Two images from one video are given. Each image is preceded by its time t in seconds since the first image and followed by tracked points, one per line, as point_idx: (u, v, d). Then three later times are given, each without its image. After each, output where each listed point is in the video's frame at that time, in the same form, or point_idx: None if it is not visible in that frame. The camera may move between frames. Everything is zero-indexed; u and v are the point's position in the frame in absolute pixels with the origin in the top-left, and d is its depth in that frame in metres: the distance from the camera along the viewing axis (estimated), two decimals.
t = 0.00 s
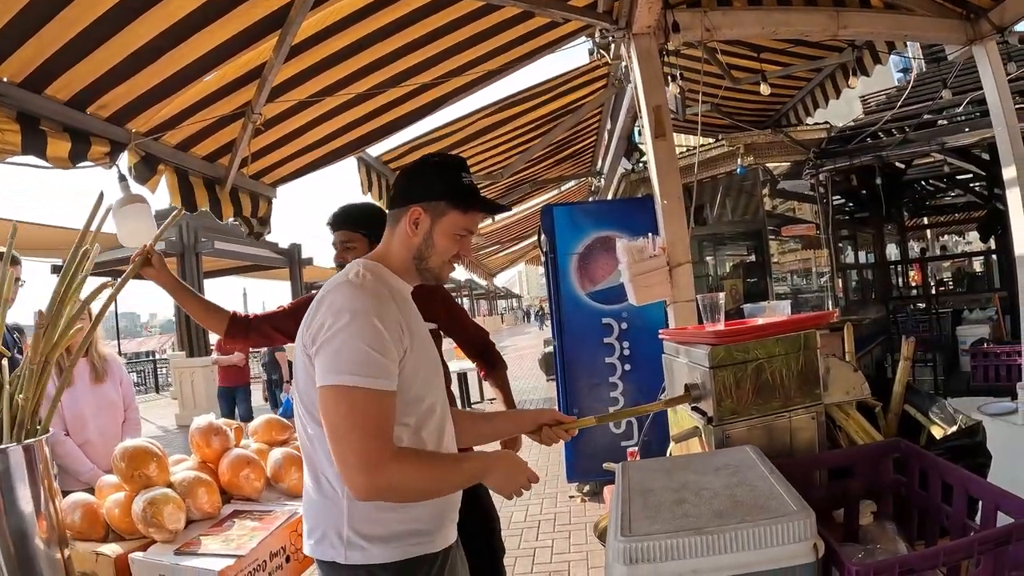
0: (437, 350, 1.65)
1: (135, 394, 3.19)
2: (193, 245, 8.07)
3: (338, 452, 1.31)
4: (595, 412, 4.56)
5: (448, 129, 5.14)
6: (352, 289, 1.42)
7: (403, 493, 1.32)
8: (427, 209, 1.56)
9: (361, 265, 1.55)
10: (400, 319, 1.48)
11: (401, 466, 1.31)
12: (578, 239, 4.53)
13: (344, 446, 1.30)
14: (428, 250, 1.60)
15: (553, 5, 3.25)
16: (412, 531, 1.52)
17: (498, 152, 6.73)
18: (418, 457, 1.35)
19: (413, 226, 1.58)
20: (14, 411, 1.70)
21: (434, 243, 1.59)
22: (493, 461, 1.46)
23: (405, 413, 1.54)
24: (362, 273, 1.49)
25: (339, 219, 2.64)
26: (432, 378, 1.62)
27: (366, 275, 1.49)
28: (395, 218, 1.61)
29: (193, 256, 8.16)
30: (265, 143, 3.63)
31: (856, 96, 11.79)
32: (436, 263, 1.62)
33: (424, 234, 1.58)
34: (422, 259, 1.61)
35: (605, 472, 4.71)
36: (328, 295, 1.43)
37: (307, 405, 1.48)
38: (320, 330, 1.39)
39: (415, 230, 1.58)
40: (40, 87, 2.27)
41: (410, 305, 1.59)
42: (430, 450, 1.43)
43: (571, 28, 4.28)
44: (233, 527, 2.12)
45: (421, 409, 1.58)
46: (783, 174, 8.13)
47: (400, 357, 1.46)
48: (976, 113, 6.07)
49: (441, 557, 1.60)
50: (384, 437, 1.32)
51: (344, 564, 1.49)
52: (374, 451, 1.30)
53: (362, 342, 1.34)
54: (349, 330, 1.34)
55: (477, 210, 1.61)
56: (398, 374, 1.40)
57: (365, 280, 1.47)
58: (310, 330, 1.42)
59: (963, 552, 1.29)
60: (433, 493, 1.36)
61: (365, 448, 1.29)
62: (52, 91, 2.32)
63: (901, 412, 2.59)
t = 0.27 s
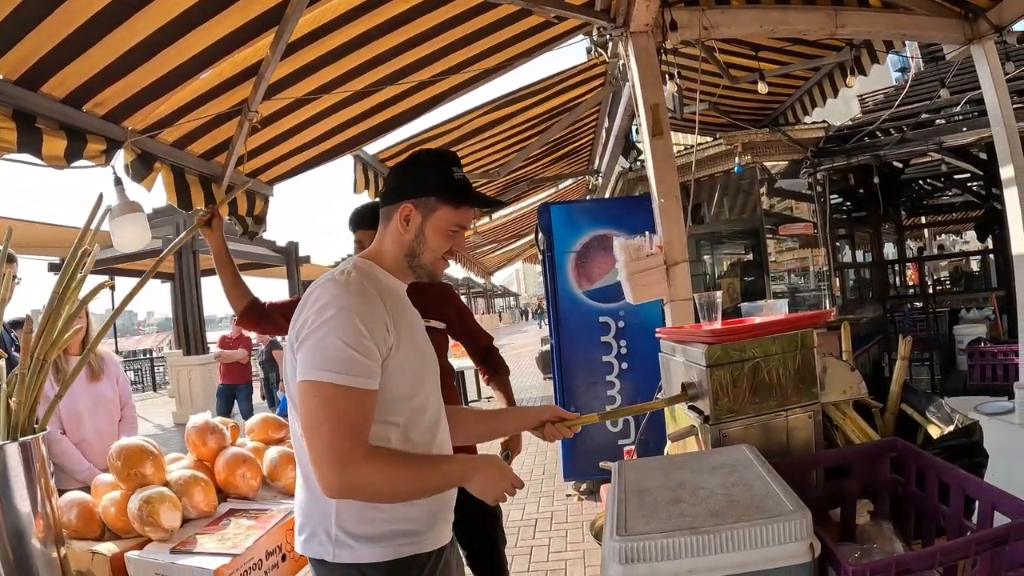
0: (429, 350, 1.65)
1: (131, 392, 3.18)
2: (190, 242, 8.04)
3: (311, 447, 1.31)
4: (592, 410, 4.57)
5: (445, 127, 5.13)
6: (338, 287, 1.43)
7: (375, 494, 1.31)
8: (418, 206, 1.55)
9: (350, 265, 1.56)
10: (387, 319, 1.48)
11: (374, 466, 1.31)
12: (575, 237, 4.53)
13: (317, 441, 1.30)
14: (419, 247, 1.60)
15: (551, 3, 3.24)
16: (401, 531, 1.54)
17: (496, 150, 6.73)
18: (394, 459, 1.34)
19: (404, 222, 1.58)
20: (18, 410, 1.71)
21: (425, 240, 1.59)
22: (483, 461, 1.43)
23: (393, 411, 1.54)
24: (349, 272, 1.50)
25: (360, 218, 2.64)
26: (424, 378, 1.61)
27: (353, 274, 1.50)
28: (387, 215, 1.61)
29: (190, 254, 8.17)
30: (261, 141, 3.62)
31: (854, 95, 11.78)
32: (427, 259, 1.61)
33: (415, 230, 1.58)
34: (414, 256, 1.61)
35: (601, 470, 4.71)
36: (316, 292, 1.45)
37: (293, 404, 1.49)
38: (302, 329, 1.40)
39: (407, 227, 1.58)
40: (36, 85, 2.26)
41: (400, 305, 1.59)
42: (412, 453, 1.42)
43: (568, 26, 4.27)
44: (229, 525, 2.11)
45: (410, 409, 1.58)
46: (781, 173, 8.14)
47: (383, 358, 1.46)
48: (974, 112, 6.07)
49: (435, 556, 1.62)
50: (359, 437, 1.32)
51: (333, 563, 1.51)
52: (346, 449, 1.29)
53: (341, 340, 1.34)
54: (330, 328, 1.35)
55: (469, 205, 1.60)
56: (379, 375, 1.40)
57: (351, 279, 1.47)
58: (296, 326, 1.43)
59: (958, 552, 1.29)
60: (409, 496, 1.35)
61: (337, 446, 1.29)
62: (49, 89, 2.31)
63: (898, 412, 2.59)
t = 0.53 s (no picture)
0: (423, 349, 1.66)
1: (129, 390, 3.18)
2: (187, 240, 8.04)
3: (298, 445, 1.32)
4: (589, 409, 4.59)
5: (442, 125, 5.14)
6: (327, 286, 1.44)
7: (361, 493, 1.32)
8: (411, 203, 1.56)
9: (342, 263, 1.56)
10: (377, 318, 1.49)
11: (361, 465, 1.31)
12: (572, 236, 4.54)
13: (304, 439, 1.31)
14: (413, 244, 1.60)
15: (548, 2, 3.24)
16: (393, 530, 1.55)
17: (493, 149, 6.74)
18: (382, 459, 1.34)
19: (397, 221, 1.59)
20: (20, 409, 1.73)
21: (418, 238, 1.59)
22: (479, 461, 1.44)
23: (386, 410, 1.55)
24: (339, 271, 1.51)
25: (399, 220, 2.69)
26: (416, 378, 1.62)
27: (344, 273, 1.51)
28: (380, 213, 1.62)
29: (188, 252, 8.17)
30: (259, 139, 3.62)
31: (852, 95, 11.79)
32: (421, 257, 1.62)
33: (409, 228, 1.59)
34: (408, 254, 1.62)
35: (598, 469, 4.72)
36: (306, 291, 1.46)
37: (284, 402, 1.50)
38: (292, 328, 1.41)
39: (400, 226, 1.59)
40: (33, 83, 2.26)
41: (392, 303, 1.59)
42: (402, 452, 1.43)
43: (565, 24, 4.27)
44: (226, 523, 2.12)
45: (403, 409, 1.58)
46: (778, 172, 8.15)
47: (372, 357, 1.46)
48: (971, 112, 6.09)
49: (429, 554, 1.63)
50: (346, 436, 1.32)
51: (325, 561, 1.52)
52: (332, 448, 1.30)
53: (329, 339, 1.35)
54: (318, 327, 1.36)
55: (463, 203, 1.61)
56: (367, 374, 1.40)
57: (341, 278, 1.48)
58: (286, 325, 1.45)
59: (949, 551, 1.30)
60: (396, 496, 1.35)
61: (323, 445, 1.30)
62: (45, 87, 2.31)
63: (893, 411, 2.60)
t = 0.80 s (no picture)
0: (419, 349, 1.67)
1: (126, 388, 3.18)
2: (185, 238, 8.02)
3: (294, 443, 1.32)
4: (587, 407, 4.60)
5: (441, 123, 5.14)
6: (323, 284, 1.44)
7: (357, 492, 1.32)
8: (407, 201, 1.57)
9: (338, 261, 1.57)
10: (373, 317, 1.49)
11: (356, 464, 1.32)
12: (571, 234, 4.54)
13: (299, 438, 1.32)
14: (409, 242, 1.61)
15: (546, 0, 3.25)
16: (390, 528, 1.55)
17: (491, 147, 6.74)
18: (378, 458, 1.35)
19: (393, 219, 1.59)
20: (23, 406, 1.74)
21: (414, 235, 1.60)
22: (478, 461, 1.46)
23: (383, 409, 1.55)
24: (335, 269, 1.51)
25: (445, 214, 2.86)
26: (413, 377, 1.62)
27: (339, 270, 1.51)
28: (376, 210, 1.62)
29: (186, 250, 8.17)
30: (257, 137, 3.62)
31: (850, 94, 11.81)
32: (417, 255, 1.62)
33: (404, 226, 1.59)
34: (404, 251, 1.62)
35: (596, 467, 4.73)
36: (302, 289, 1.46)
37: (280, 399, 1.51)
38: (288, 325, 1.41)
39: (395, 223, 1.60)
40: (31, 82, 2.27)
41: (388, 302, 1.60)
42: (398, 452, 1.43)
43: (563, 23, 4.28)
44: (223, 521, 2.13)
45: (400, 408, 1.59)
46: (776, 172, 8.16)
47: (368, 356, 1.47)
48: (970, 112, 6.11)
49: (426, 552, 1.64)
50: (342, 434, 1.33)
51: (322, 559, 1.52)
52: (327, 447, 1.30)
53: (325, 337, 1.35)
54: (314, 326, 1.36)
55: (458, 200, 1.61)
56: (363, 373, 1.41)
57: (337, 276, 1.48)
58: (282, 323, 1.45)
59: (944, 550, 1.31)
60: (391, 495, 1.36)
61: (319, 444, 1.30)
62: (43, 85, 2.31)
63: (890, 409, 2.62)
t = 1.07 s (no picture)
0: (417, 347, 1.66)
1: (125, 387, 3.17)
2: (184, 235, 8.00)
3: (291, 443, 1.31)
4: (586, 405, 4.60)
5: (441, 121, 5.13)
6: (320, 283, 1.43)
7: (354, 492, 1.31)
8: (404, 198, 1.56)
9: (335, 261, 1.56)
10: (371, 316, 1.48)
11: (354, 464, 1.31)
12: (570, 232, 4.53)
13: (296, 439, 1.31)
14: (407, 240, 1.59)
15: None
16: (389, 528, 1.55)
17: (490, 145, 6.73)
18: (376, 458, 1.34)
19: (391, 217, 1.58)
20: (23, 404, 1.73)
21: (412, 233, 1.59)
22: (477, 461, 1.45)
23: (381, 408, 1.54)
24: (332, 268, 1.50)
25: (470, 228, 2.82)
26: (410, 375, 1.61)
27: (336, 270, 1.50)
28: (375, 209, 1.61)
29: (184, 247, 8.16)
30: (256, 135, 3.60)
31: (849, 93, 11.81)
32: (416, 253, 1.61)
33: (402, 224, 1.58)
34: (403, 249, 1.61)
35: (595, 466, 4.73)
36: (298, 288, 1.46)
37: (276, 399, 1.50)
38: (284, 325, 1.40)
39: (393, 221, 1.59)
40: (31, 79, 2.26)
41: (385, 301, 1.59)
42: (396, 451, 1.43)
43: (564, 20, 4.27)
44: (222, 520, 2.12)
45: (398, 407, 1.58)
46: (775, 171, 8.15)
47: (365, 356, 1.46)
48: (969, 111, 6.11)
49: (425, 551, 1.63)
50: (339, 433, 1.32)
51: (321, 559, 1.52)
52: (324, 447, 1.30)
53: (322, 336, 1.34)
54: (310, 325, 1.35)
55: (457, 196, 1.60)
56: (361, 373, 1.40)
57: (334, 275, 1.47)
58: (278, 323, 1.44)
59: (946, 549, 1.30)
60: (390, 494, 1.35)
61: (316, 444, 1.30)
62: (42, 82, 2.31)
63: (890, 407, 2.61)
